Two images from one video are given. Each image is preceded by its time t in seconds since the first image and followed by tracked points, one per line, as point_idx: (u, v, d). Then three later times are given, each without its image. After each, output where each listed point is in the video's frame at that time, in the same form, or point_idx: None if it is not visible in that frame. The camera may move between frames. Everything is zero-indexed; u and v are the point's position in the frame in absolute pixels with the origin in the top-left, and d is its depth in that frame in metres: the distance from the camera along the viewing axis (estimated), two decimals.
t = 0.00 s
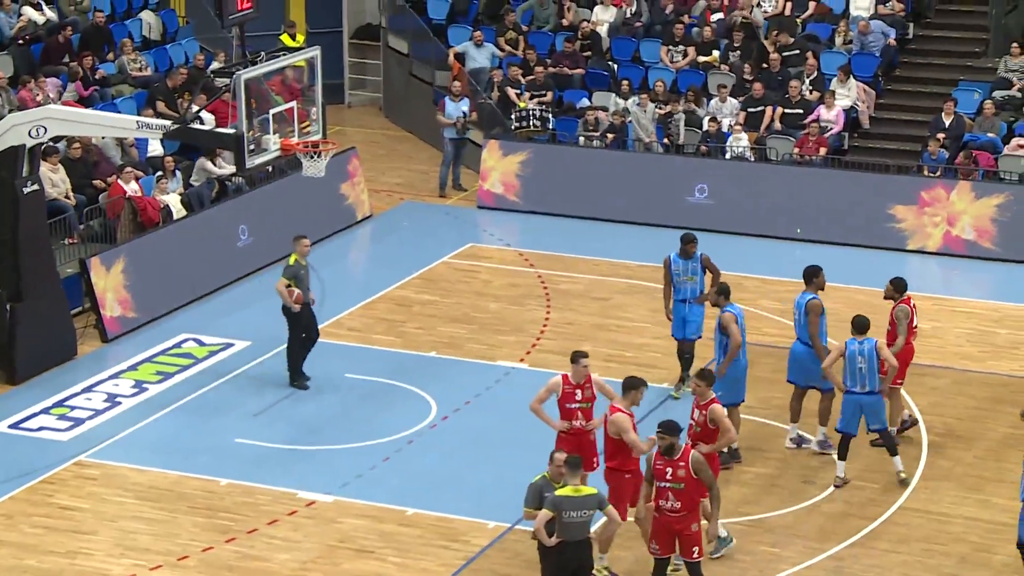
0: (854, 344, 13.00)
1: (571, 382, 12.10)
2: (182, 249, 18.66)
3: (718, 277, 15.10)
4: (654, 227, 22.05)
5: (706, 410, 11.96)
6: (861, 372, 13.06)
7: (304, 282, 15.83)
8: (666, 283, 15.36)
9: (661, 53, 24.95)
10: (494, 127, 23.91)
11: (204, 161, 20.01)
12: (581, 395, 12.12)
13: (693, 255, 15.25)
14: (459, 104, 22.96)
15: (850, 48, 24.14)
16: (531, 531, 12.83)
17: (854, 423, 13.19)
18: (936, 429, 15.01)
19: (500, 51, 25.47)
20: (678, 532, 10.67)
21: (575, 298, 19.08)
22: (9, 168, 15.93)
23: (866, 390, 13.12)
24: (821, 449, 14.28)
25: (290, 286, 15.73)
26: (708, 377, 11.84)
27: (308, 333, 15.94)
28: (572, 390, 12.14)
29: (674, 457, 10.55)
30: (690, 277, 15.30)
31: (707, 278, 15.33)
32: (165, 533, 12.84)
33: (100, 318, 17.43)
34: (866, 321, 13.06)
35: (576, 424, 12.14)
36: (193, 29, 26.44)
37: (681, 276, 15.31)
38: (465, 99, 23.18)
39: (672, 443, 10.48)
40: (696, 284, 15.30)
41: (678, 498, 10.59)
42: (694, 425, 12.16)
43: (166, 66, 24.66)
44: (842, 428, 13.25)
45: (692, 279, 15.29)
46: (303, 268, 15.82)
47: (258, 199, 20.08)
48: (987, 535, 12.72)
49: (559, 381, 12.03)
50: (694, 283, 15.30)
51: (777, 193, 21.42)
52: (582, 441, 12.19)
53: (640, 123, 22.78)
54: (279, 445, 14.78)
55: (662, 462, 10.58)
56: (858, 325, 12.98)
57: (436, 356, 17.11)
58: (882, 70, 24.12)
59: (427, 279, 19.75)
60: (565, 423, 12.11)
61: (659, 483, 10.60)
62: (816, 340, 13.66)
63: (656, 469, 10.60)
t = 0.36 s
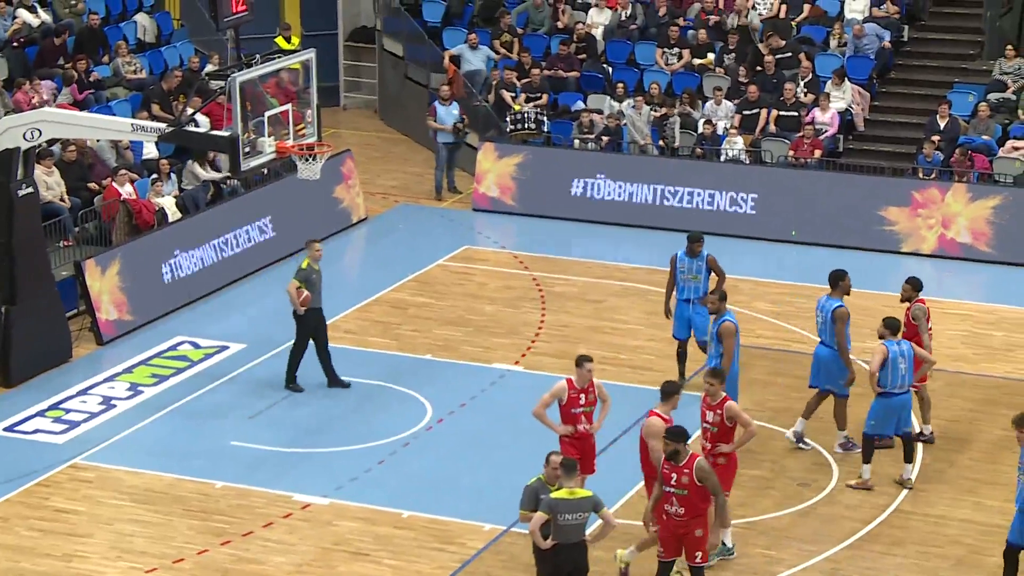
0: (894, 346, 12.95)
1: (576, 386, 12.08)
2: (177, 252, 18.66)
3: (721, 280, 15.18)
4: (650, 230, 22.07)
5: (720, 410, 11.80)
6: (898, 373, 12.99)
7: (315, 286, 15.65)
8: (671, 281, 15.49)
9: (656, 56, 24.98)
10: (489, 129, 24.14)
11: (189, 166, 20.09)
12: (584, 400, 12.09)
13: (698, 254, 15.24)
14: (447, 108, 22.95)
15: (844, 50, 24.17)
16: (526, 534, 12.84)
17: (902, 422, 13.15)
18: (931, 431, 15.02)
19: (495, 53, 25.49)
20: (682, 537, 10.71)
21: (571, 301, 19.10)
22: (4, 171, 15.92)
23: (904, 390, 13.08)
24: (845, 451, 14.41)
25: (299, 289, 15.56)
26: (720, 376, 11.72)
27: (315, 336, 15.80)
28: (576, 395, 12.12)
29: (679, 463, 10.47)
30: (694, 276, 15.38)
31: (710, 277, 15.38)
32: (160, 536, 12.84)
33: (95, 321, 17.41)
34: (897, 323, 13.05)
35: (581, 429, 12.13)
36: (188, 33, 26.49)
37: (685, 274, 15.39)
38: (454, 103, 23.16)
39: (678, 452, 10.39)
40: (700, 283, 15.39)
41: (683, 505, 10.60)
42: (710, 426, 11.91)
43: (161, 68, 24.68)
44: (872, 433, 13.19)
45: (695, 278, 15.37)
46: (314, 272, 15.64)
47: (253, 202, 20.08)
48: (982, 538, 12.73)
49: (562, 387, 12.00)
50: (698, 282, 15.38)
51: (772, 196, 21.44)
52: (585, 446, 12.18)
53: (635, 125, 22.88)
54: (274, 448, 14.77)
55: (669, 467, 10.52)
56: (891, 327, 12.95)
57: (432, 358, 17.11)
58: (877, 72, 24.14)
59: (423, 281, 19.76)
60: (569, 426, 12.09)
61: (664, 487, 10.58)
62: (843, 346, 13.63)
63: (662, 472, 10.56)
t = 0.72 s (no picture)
0: (918, 349, 12.95)
1: (579, 391, 12.02)
2: (172, 253, 18.65)
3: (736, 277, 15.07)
4: (645, 230, 22.08)
5: (735, 409, 11.74)
6: (921, 375, 13.04)
7: (327, 284, 15.57)
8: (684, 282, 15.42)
9: (651, 56, 24.98)
10: (485, 129, 24.11)
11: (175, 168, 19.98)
12: (587, 404, 12.06)
13: (711, 254, 15.16)
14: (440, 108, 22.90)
15: (839, 51, 24.19)
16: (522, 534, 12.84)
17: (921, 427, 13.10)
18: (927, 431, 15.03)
19: (490, 53, 25.50)
20: (680, 537, 10.70)
21: (566, 301, 19.10)
22: None
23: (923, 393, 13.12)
24: (840, 449, 14.45)
25: (309, 288, 15.52)
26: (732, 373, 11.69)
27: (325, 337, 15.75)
28: (579, 400, 12.07)
29: (682, 465, 10.51)
30: (706, 276, 15.27)
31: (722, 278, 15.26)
32: (155, 537, 12.83)
33: (90, 322, 17.40)
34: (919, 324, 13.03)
35: (586, 433, 12.09)
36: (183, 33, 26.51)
37: (698, 274, 15.30)
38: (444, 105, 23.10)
39: (680, 454, 10.42)
40: (711, 283, 15.26)
41: (682, 505, 10.61)
42: (723, 426, 11.82)
43: (155, 69, 24.67)
44: (905, 440, 13.15)
45: (706, 278, 15.26)
46: (326, 271, 15.56)
47: (248, 202, 20.08)
48: (978, 538, 12.73)
49: (567, 393, 11.95)
50: (710, 282, 15.27)
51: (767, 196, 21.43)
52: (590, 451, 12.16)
53: (630, 125, 22.85)
54: (269, 449, 14.76)
55: (671, 468, 10.57)
56: (915, 328, 12.93)
57: (427, 359, 17.11)
58: (871, 73, 24.15)
59: (418, 281, 19.76)
60: (574, 430, 12.03)
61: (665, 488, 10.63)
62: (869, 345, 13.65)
63: (665, 473, 10.63)
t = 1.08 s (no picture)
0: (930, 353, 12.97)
1: (580, 394, 12.01)
2: (166, 252, 18.63)
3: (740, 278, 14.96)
4: (640, 230, 22.09)
5: (758, 409, 11.80)
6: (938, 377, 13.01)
7: (336, 285, 15.55)
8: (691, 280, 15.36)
9: (645, 56, 25.00)
10: (479, 129, 24.10)
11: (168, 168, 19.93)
12: (589, 407, 12.07)
13: (716, 254, 15.04)
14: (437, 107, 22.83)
15: (833, 50, 24.21)
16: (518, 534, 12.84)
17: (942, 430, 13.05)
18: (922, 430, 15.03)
19: (484, 53, 25.51)
20: (674, 535, 10.73)
21: (561, 301, 19.11)
22: None
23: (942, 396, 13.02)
24: (865, 446, 14.51)
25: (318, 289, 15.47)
26: (752, 373, 11.77)
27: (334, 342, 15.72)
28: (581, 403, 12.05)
29: (678, 463, 10.46)
30: (711, 275, 15.16)
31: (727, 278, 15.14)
32: (150, 537, 12.81)
33: (85, 322, 17.38)
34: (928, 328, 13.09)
35: (590, 436, 12.09)
36: (176, 33, 26.49)
37: (703, 272, 15.22)
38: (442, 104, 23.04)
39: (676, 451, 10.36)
40: (716, 282, 15.13)
41: (677, 504, 10.60)
42: (747, 427, 11.79)
43: (149, 69, 24.66)
44: (928, 443, 13.11)
45: (712, 277, 15.13)
46: (334, 271, 15.57)
47: (242, 202, 20.07)
48: (972, 537, 12.74)
49: (568, 397, 11.94)
50: (716, 281, 15.14)
51: (761, 195, 21.43)
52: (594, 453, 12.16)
53: (624, 125, 22.85)
54: (264, 449, 14.75)
55: (666, 466, 10.51)
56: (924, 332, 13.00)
57: (422, 359, 17.10)
58: (865, 73, 24.18)
59: (413, 281, 19.76)
60: (578, 434, 12.04)
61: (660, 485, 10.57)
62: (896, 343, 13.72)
63: (660, 471, 10.56)
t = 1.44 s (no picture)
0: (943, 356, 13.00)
1: (585, 396, 12.00)
2: (162, 252, 18.63)
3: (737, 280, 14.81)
4: (636, 229, 22.09)
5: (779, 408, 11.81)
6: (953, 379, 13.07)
7: (350, 287, 15.57)
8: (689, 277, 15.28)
9: (641, 56, 25.01)
10: (475, 129, 24.11)
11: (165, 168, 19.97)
12: (594, 409, 12.05)
13: (715, 253, 14.94)
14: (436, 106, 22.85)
15: (830, 50, 24.22)
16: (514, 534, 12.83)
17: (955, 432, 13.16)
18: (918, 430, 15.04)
19: (481, 53, 25.51)
20: (663, 533, 10.73)
21: (558, 300, 19.11)
22: None
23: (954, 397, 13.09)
24: (865, 446, 14.56)
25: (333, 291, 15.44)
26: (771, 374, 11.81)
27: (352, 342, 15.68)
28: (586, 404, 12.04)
29: (666, 459, 10.51)
30: (710, 273, 15.09)
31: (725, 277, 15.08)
32: (147, 537, 12.81)
33: (81, 322, 17.37)
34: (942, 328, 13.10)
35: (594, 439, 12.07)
36: (172, 33, 26.44)
37: (703, 270, 15.15)
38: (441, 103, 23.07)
39: (665, 446, 10.43)
40: (715, 281, 15.09)
41: (666, 501, 10.61)
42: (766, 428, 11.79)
43: (146, 69, 24.65)
44: (934, 443, 13.20)
45: (711, 275, 15.09)
46: (347, 273, 15.55)
47: (239, 202, 20.07)
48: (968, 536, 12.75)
49: (574, 398, 11.93)
50: (713, 279, 15.10)
51: (758, 195, 21.45)
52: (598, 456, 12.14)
53: (620, 124, 22.86)
54: (260, 449, 14.75)
55: (655, 463, 10.56)
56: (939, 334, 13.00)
57: (419, 359, 17.10)
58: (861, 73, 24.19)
59: (409, 281, 19.75)
60: (583, 436, 12.02)
61: (649, 482, 10.60)
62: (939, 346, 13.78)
63: (648, 469, 10.60)
